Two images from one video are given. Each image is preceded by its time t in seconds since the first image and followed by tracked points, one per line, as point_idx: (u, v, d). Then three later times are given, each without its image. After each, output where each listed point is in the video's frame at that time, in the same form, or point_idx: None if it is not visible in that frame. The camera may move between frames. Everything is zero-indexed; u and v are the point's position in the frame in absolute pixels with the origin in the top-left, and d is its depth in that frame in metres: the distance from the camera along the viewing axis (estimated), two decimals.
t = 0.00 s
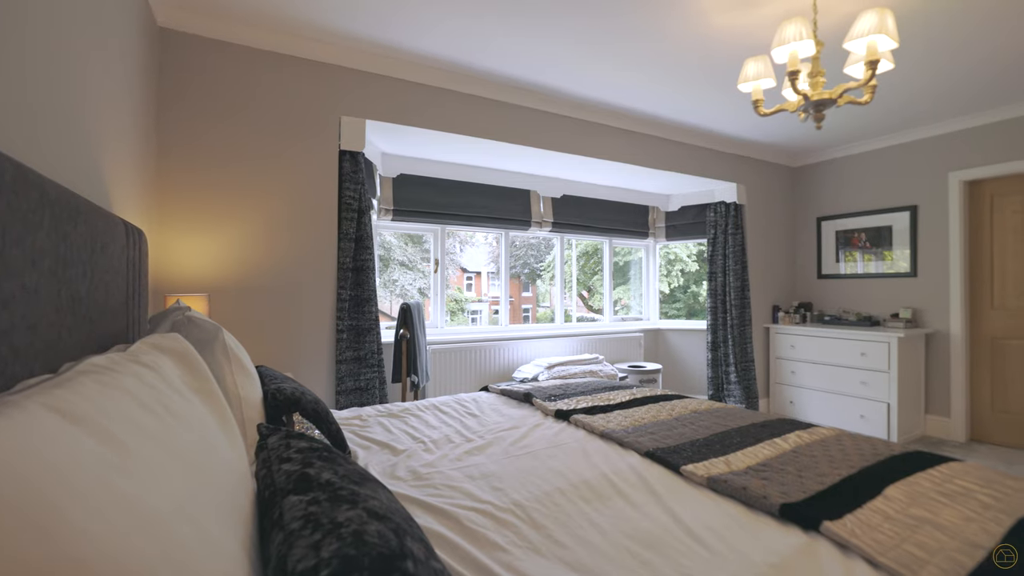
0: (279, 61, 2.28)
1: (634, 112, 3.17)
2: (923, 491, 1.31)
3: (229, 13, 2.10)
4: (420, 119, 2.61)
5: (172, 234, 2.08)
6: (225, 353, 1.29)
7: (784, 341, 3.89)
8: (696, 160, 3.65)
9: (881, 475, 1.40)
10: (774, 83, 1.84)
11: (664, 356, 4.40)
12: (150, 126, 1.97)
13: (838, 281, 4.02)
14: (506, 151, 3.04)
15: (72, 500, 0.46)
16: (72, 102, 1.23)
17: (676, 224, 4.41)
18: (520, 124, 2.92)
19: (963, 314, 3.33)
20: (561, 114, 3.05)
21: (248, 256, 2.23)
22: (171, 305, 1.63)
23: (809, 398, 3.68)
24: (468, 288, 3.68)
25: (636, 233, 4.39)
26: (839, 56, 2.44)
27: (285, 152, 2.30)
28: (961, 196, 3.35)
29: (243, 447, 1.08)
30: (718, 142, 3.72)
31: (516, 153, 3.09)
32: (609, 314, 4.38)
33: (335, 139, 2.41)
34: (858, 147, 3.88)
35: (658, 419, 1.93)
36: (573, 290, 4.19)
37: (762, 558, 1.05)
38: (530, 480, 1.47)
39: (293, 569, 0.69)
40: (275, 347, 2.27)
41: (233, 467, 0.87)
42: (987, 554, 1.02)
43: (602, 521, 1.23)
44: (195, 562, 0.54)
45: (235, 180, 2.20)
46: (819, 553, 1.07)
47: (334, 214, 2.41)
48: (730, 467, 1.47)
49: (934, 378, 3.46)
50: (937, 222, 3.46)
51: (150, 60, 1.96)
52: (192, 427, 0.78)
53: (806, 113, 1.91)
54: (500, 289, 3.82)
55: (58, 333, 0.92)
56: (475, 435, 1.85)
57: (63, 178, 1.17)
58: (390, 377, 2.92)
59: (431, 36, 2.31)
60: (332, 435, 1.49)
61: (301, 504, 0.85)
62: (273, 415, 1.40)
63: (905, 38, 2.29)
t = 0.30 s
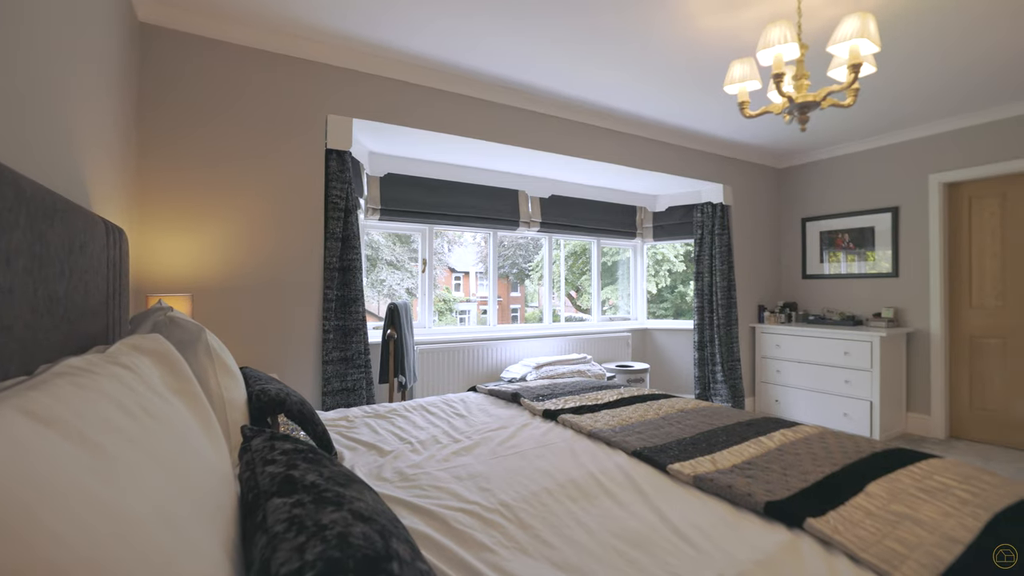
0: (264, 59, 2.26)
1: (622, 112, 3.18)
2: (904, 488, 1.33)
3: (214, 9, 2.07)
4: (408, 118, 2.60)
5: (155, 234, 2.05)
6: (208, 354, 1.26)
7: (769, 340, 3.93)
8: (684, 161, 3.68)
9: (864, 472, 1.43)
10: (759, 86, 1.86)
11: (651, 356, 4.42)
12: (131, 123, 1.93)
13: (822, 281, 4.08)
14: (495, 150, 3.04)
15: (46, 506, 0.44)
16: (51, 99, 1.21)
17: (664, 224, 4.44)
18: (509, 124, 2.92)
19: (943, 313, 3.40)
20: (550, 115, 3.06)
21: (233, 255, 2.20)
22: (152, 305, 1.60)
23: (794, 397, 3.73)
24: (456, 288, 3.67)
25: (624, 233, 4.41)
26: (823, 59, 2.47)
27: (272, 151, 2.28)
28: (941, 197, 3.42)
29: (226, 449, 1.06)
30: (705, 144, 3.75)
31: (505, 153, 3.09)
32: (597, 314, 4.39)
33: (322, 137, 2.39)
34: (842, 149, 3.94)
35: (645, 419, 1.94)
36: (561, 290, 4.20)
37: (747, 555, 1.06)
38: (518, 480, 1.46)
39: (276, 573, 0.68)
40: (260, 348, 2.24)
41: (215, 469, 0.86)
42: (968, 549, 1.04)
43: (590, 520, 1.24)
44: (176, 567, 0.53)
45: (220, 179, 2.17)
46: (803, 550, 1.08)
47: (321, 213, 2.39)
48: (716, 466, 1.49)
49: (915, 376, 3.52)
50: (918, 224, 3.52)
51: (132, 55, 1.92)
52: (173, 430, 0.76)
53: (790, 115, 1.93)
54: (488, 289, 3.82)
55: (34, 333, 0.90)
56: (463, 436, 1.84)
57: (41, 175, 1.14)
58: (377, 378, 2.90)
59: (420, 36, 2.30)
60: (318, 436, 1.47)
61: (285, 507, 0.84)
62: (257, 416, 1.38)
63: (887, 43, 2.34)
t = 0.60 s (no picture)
0: (250, 56, 2.23)
1: (610, 113, 3.20)
2: (885, 484, 1.35)
3: (198, 5, 2.04)
4: (396, 117, 2.58)
5: (136, 233, 2.01)
6: (191, 355, 1.24)
7: (755, 340, 3.98)
8: (671, 162, 3.70)
9: (847, 470, 1.45)
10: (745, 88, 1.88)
11: (639, 355, 4.45)
12: (111, 120, 1.89)
13: (807, 281, 4.13)
14: (483, 150, 3.04)
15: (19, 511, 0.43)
16: (27, 95, 1.18)
17: (651, 224, 4.46)
18: (497, 123, 2.91)
19: (923, 313, 3.47)
20: (538, 115, 3.07)
21: (218, 255, 2.17)
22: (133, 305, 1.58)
23: (779, 395, 3.77)
24: (444, 288, 3.66)
25: (612, 233, 4.43)
26: (807, 63, 2.51)
27: (257, 149, 2.25)
28: (921, 199, 3.48)
29: (208, 452, 1.04)
30: (692, 145, 3.78)
31: (494, 153, 3.08)
32: (585, 314, 4.41)
33: (309, 136, 2.37)
34: (826, 151, 4.00)
35: (632, 418, 1.95)
36: (549, 290, 4.21)
37: (733, 552, 1.07)
38: (506, 480, 1.46)
39: None
40: (245, 349, 2.21)
41: (198, 472, 0.84)
42: (948, 544, 1.06)
43: (577, 520, 1.24)
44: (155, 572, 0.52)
45: (203, 178, 2.14)
46: (787, 547, 1.09)
47: (307, 212, 2.37)
48: (702, 464, 1.50)
49: (897, 375, 3.58)
50: (900, 225, 3.59)
51: (112, 51, 1.89)
52: (153, 432, 0.75)
53: (775, 117, 1.95)
54: (477, 289, 3.81)
55: (9, 335, 0.88)
56: (450, 436, 1.84)
57: (17, 172, 1.12)
58: (364, 378, 2.88)
59: (408, 35, 2.29)
60: (303, 438, 1.46)
61: (269, 510, 0.83)
62: (241, 418, 1.36)
63: (869, 47, 2.38)
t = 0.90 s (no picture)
0: (234, 52, 2.20)
1: (598, 114, 3.21)
2: (867, 481, 1.37)
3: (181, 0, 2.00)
4: (383, 116, 2.57)
5: (115, 232, 1.97)
6: (173, 356, 1.22)
7: (741, 339, 4.02)
8: (658, 163, 3.73)
9: (830, 467, 1.46)
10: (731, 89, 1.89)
11: (627, 355, 4.47)
12: (89, 116, 1.85)
13: (791, 281, 4.19)
14: (472, 150, 3.03)
15: None
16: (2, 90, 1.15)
17: (639, 225, 4.49)
18: (486, 123, 2.91)
19: (904, 312, 3.53)
20: (527, 115, 3.07)
21: (202, 254, 2.14)
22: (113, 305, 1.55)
23: (764, 394, 3.82)
24: (432, 288, 3.65)
25: (600, 234, 4.45)
26: (792, 65, 2.54)
27: (242, 147, 2.22)
28: (903, 201, 3.55)
29: (190, 454, 1.02)
30: (679, 146, 3.81)
31: (482, 152, 3.08)
32: (573, 314, 4.42)
33: (295, 134, 2.34)
34: (809, 153, 4.06)
35: (619, 417, 1.96)
36: (537, 290, 4.22)
37: (718, 550, 1.08)
38: (493, 481, 1.46)
39: None
40: (230, 350, 2.18)
41: (179, 475, 0.83)
42: (928, 539, 1.07)
43: (564, 519, 1.24)
44: None
45: (186, 176, 2.11)
46: (771, 544, 1.10)
47: (292, 211, 2.34)
48: (689, 463, 1.51)
49: (880, 374, 3.64)
50: (882, 226, 3.65)
51: (91, 46, 1.84)
52: (134, 436, 0.73)
53: (761, 119, 1.96)
54: (465, 289, 3.80)
55: None
56: (437, 437, 1.83)
57: None
58: (350, 379, 2.86)
59: (396, 34, 2.28)
60: (288, 439, 1.44)
61: (252, 513, 0.81)
62: (224, 420, 1.34)
63: (852, 51, 2.42)
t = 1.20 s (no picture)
0: (217, 50, 2.17)
1: (586, 114, 3.22)
2: (849, 478, 1.39)
3: None
4: (371, 115, 2.55)
5: (93, 231, 1.93)
6: (154, 357, 1.20)
7: (727, 339, 4.06)
8: (646, 164, 3.76)
9: (814, 465, 1.48)
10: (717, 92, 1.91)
11: (615, 355, 4.49)
12: (68, 112, 1.81)
13: (777, 281, 4.24)
14: (460, 150, 3.03)
15: None
16: None
17: (626, 225, 4.52)
18: (474, 123, 2.91)
19: (886, 312, 3.59)
20: (515, 115, 3.08)
21: (186, 255, 2.11)
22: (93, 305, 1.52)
23: (750, 393, 3.86)
24: (420, 288, 3.63)
25: (588, 234, 4.46)
26: (777, 68, 2.58)
27: (226, 145, 2.19)
28: (885, 202, 3.61)
29: (171, 456, 1.00)
30: (666, 147, 3.84)
31: (471, 152, 3.07)
32: (561, 314, 4.43)
33: (280, 132, 2.32)
34: (794, 155, 4.12)
35: (606, 417, 1.97)
36: (526, 290, 4.22)
37: (704, 548, 1.09)
38: (480, 481, 1.46)
39: None
40: (214, 352, 2.16)
41: (160, 478, 0.81)
42: (909, 535, 1.09)
43: (551, 519, 1.24)
44: None
45: (168, 174, 2.07)
46: (756, 541, 1.11)
47: (278, 211, 2.32)
48: (675, 462, 1.52)
49: (863, 372, 3.70)
50: (864, 227, 3.71)
51: (69, 40, 1.80)
52: (112, 438, 0.72)
53: (746, 121, 1.98)
54: (453, 289, 3.79)
55: None
56: (424, 437, 1.82)
57: None
58: (337, 380, 2.84)
59: (383, 33, 2.27)
60: (273, 441, 1.43)
61: (235, 516, 0.80)
62: (207, 422, 1.32)
63: (835, 54, 2.46)
